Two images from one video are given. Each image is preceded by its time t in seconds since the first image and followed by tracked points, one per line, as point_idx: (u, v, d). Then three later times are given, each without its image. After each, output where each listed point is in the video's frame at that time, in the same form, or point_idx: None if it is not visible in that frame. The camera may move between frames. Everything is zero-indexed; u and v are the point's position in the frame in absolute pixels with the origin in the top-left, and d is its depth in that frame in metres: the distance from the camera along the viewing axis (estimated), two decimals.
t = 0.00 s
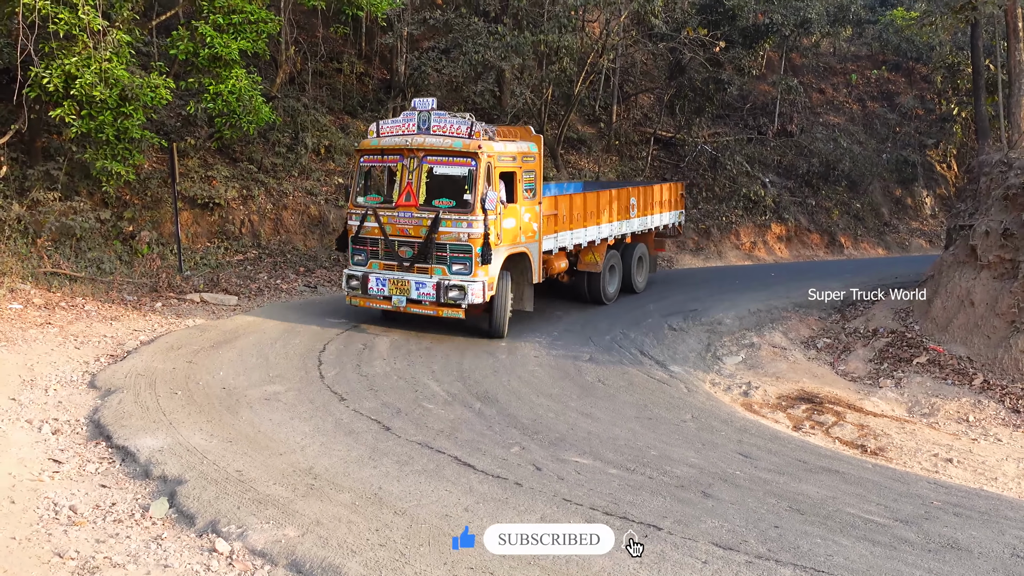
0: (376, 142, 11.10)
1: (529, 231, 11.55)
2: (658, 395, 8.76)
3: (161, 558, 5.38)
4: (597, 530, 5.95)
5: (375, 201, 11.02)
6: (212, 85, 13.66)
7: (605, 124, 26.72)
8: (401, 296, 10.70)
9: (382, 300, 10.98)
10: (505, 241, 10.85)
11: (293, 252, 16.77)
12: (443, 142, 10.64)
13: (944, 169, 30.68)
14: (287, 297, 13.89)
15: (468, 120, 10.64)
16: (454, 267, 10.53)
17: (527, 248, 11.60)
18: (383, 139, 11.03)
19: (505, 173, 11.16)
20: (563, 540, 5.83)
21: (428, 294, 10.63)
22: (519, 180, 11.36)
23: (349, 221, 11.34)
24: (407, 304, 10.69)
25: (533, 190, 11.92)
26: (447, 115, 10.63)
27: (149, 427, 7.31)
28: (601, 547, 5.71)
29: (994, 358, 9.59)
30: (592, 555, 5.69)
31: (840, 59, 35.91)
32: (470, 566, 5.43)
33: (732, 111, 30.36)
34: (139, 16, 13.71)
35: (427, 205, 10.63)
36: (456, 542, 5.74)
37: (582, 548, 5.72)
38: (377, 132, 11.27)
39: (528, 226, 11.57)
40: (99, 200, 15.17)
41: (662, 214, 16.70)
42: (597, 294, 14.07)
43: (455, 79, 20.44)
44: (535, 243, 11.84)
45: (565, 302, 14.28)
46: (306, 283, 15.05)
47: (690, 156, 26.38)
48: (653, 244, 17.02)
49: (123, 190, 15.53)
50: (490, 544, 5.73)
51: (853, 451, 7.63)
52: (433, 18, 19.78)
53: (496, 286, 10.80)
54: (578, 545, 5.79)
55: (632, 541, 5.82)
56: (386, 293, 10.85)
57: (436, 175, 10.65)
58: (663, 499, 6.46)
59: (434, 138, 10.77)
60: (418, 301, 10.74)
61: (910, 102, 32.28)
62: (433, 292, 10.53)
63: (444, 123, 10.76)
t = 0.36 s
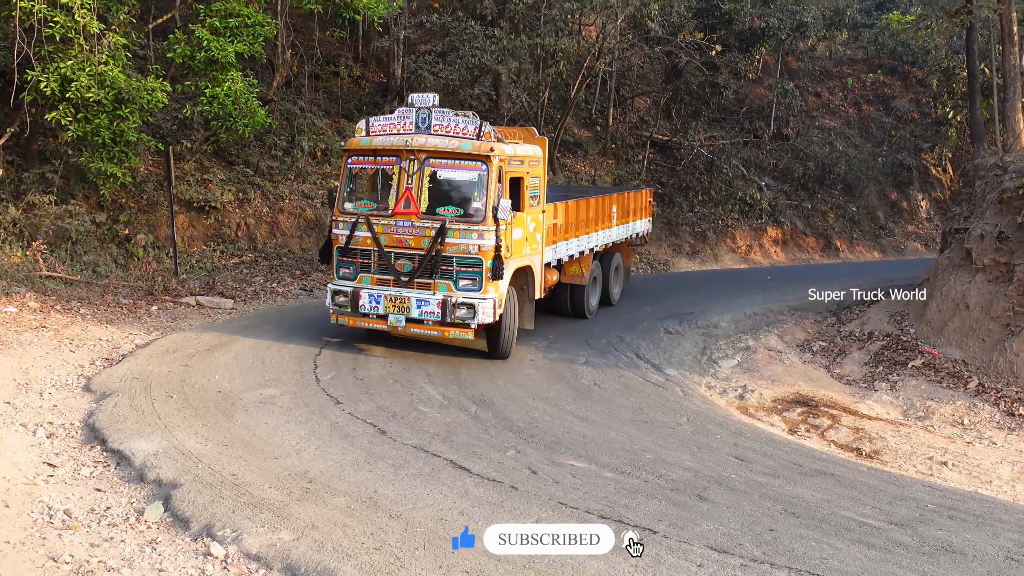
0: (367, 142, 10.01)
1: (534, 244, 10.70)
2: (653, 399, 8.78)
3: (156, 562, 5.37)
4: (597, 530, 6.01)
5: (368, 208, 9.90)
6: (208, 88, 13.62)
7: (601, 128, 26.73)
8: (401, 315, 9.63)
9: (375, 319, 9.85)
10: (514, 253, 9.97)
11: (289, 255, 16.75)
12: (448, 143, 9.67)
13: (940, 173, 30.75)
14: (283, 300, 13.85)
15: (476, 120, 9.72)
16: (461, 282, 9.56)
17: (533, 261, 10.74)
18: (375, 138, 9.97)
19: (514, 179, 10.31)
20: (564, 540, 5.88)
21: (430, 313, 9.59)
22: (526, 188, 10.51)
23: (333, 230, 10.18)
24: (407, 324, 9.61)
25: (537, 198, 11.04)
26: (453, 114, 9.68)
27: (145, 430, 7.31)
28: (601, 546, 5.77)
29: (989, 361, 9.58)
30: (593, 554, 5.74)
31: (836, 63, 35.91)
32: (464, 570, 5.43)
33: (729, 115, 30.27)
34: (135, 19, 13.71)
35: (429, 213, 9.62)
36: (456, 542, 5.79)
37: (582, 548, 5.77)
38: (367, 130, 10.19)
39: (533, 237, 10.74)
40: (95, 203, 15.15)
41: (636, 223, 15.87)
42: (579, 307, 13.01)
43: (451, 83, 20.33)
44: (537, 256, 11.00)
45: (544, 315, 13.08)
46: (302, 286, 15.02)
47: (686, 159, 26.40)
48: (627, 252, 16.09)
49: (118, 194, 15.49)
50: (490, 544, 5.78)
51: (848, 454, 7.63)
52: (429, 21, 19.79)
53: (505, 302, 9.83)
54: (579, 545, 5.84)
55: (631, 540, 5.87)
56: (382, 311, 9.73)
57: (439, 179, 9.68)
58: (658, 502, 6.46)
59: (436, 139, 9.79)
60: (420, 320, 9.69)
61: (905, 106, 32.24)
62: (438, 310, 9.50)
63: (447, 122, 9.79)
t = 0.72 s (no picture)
0: (352, 140, 8.98)
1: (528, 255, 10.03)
2: (621, 402, 8.84)
3: (119, 569, 5.30)
4: (597, 530, 6.06)
5: (356, 217, 8.83)
6: (175, 90, 13.48)
7: (572, 131, 26.80)
8: (397, 337, 8.61)
9: (363, 342, 8.76)
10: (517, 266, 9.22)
11: (258, 257, 16.64)
12: (448, 144, 8.82)
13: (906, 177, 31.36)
14: (251, 304, 13.76)
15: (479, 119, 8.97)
16: (465, 299, 8.66)
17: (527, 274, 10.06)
18: (360, 136, 8.97)
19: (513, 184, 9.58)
20: (564, 540, 5.93)
21: (430, 335, 8.61)
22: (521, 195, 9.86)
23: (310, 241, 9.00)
24: (404, 347, 8.59)
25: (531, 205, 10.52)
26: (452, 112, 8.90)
27: (110, 435, 7.23)
28: (602, 546, 5.80)
29: (952, 363, 9.71)
30: (593, 554, 5.77)
31: (803, 68, 36.30)
32: (433, 573, 5.40)
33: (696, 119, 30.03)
34: (101, 19, 13.60)
35: (429, 222, 8.69)
36: (456, 541, 5.84)
37: (583, 548, 5.80)
38: (349, 128, 9.21)
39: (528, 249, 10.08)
40: (60, 206, 14.95)
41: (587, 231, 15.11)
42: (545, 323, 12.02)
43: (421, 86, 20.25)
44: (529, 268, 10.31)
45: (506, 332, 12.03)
46: (271, 289, 14.97)
47: (656, 163, 26.58)
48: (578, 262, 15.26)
49: (84, 196, 15.44)
50: (490, 545, 5.82)
51: (814, 456, 7.71)
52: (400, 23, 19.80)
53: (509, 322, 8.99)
54: (580, 545, 5.88)
55: (631, 541, 5.91)
56: (373, 333, 8.66)
57: (438, 183, 8.80)
58: (626, 505, 6.49)
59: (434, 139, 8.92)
60: (418, 342, 8.70)
61: (871, 111, 32.67)
62: (440, 331, 8.56)
63: (444, 121, 9.03)
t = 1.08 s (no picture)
0: (335, 137, 7.80)
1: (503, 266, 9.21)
2: (560, 403, 8.94)
3: None
4: (597, 530, 6.09)
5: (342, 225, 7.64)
6: (107, 89, 13.18)
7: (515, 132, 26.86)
8: (396, 363, 7.55)
9: (352, 369, 7.61)
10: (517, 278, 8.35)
11: (194, 259, 16.51)
12: (451, 144, 7.83)
13: (838, 181, 32.98)
14: (186, 306, 13.70)
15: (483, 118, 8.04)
16: (471, 319, 7.70)
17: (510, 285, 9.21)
18: (345, 132, 7.83)
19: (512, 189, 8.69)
20: (564, 539, 5.94)
21: (433, 360, 7.61)
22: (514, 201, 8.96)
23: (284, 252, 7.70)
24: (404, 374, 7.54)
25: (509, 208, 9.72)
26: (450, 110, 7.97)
27: (36, 442, 7.02)
28: (601, 545, 5.80)
29: (882, 361, 10.16)
30: (592, 553, 5.76)
31: (740, 73, 36.96)
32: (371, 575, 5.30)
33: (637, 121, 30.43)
34: (30, 14, 13.29)
35: (431, 232, 7.66)
36: (456, 541, 5.82)
37: (582, 547, 5.80)
38: (328, 122, 8.02)
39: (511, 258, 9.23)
40: None
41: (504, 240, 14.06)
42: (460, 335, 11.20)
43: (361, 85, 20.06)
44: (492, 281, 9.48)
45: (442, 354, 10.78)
46: (207, 292, 14.94)
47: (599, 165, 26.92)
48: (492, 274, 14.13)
49: (10, 195, 14.98)
50: (490, 545, 5.80)
51: (751, 453, 7.84)
52: (339, 23, 19.70)
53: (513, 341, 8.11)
54: (579, 544, 5.90)
55: (632, 541, 5.94)
56: (366, 358, 7.56)
57: (439, 188, 7.82)
58: (565, 505, 6.50)
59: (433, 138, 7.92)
60: (418, 368, 7.68)
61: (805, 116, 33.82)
62: (446, 356, 7.57)
63: (442, 119, 8.10)
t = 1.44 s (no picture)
0: (365, 135, 6.89)
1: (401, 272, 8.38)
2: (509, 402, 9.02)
3: None
4: (597, 531, 6.06)
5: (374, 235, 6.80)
6: (43, 85, 13.05)
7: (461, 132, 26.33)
8: (443, 391, 6.80)
9: (389, 397, 6.79)
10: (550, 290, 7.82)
11: (135, 258, 17.01)
12: (497, 145, 7.13)
13: (782, 181, 34.18)
14: (127, 306, 13.84)
15: (526, 116, 7.39)
16: (519, 338, 7.09)
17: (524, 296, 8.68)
18: (378, 128, 6.93)
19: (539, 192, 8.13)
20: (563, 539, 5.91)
21: (481, 385, 6.93)
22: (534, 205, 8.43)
23: (308, 265, 6.73)
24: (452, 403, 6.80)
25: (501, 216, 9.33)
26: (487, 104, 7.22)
27: None
28: (600, 545, 5.77)
29: (824, 358, 10.54)
30: (593, 553, 5.72)
31: (687, 73, 37.20)
32: None
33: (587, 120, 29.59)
34: None
35: (478, 243, 6.95)
36: (456, 542, 5.76)
37: (581, 547, 5.77)
38: (353, 116, 7.01)
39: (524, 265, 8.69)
40: None
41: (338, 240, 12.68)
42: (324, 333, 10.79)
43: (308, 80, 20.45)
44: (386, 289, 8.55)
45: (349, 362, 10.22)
46: (148, 291, 15.32)
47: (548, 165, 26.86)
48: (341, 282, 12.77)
49: None
50: (490, 545, 5.73)
51: (695, 450, 7.93)
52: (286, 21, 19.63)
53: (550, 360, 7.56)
54: (578, 544, 5.87)
55: (632, 541, 5.93)
56: (408, 386, 6.76)
57: (484, 193, 7.11)
58: (513, 503, 6.48)
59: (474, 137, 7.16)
60: (464, 395, 6.98)
61: (750, 116, 34.07)
62: (496, 381, 6.93)
63: (482, 115, 7.27)
